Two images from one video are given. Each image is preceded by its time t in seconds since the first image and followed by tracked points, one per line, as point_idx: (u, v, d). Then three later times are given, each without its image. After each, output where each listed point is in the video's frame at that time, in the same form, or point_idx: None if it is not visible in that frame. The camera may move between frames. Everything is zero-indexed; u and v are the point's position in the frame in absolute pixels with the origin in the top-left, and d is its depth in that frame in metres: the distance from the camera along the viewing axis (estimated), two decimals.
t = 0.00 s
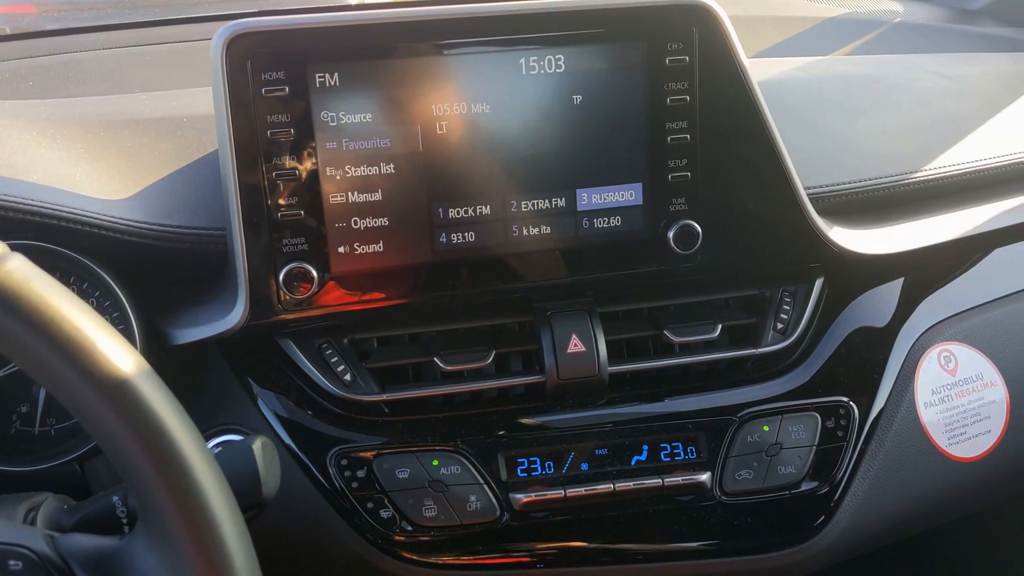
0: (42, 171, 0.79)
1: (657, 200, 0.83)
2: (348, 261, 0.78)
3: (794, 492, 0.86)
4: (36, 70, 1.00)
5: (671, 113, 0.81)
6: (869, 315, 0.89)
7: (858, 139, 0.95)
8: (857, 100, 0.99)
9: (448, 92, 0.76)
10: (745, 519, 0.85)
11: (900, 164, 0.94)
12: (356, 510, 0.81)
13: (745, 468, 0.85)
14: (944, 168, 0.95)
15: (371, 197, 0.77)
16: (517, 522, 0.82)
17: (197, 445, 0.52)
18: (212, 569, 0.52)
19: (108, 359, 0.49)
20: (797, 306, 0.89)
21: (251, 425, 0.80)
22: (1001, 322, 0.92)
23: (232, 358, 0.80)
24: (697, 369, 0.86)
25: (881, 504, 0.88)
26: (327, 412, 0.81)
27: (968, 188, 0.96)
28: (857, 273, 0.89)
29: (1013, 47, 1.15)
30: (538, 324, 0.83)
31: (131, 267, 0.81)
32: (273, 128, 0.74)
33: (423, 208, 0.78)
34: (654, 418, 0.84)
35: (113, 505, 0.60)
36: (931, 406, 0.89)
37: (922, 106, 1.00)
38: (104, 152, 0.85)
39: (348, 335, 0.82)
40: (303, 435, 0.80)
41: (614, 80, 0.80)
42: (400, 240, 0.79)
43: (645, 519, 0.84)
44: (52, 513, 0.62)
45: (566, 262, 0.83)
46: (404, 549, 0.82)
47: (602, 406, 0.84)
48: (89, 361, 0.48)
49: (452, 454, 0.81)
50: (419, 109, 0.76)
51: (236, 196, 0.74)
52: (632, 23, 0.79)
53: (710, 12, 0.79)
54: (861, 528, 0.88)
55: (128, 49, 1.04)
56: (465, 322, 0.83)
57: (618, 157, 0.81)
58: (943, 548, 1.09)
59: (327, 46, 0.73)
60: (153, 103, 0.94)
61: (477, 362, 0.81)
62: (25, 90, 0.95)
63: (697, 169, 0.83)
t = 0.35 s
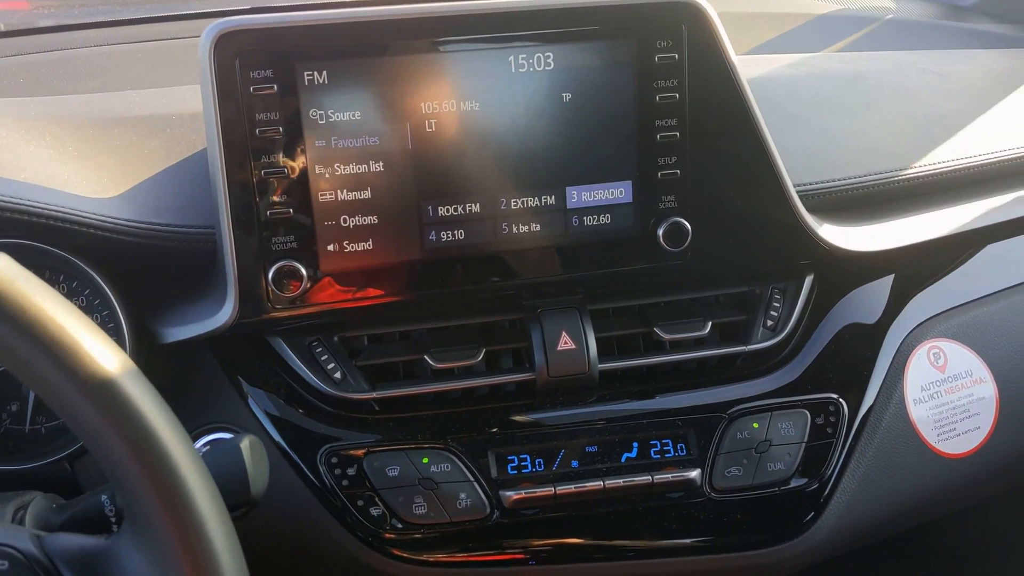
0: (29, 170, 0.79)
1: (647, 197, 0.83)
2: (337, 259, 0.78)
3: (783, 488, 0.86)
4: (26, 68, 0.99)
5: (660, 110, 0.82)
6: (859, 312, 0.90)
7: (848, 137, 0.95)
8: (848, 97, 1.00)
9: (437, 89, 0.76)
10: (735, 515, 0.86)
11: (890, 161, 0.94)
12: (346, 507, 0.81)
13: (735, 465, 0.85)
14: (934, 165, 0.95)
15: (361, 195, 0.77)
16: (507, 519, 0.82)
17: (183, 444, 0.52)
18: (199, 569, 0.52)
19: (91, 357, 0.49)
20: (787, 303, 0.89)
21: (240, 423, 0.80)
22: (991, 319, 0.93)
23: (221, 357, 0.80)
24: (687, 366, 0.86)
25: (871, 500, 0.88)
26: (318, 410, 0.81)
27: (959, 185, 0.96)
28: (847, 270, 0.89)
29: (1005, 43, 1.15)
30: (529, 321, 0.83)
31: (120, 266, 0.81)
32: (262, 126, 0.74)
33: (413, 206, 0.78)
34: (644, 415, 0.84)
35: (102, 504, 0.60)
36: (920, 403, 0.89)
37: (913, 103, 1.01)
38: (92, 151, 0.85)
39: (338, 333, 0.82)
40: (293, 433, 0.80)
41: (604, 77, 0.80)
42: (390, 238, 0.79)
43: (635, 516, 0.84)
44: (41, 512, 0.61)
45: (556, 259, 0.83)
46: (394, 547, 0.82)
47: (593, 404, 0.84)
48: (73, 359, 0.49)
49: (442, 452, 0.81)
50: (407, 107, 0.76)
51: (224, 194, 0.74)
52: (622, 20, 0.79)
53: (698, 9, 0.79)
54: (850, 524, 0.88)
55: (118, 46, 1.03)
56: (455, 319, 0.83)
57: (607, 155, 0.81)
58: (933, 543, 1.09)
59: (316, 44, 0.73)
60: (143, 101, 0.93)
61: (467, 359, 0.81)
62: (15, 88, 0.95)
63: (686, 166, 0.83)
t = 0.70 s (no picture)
0: (18, 166, 0.79)
1: (639, 193, 0.83)
2: (328, 255, 0.78)
3: (774, 483, 0.87)
4: (17, 63, 0.99)
5: (651, 106, 0.81)
6: (850, 307, 0.90)
7: (840, 132, 0.95)
8: (840, 93, 1.00)
9: (428, 85, 0.76)
10: (725, 510, 0.86)
11: (882, 156, 0.94)
12: (337, 503, 0.81)
13: (725, 460, 0.86)
14: (925, 161, 0.95)
15: (351, 191, 0.77)
16: (498, 515, 0.82)
17: (171, 442, 0.52)
18: (187, 567, 0.52)
19: (78, 355, 0.49)
20: (778, 299, 0.89)
21: (231, 420, 0.80)
22: (982, 314, 0.93)
23: (213, 353, 0.80)
24: (678, 362, 0.86)
25: (861, 495, 0.89)
26: (309, 406, 0.82)
27: (951, 180, 0.96)
28: (838, 265, 0.89)
29: (997, 37, 1.15)
30: (520, 317, 0.83)
31: (110, 263, 0.81)
32: (252, 122, 0.73)
33: (404, 202, 0.78)
34: (635, 411, 0.85)
35: (92, 501, 0.59)
36: (911, 398, 0.90)
37: (905, 99, 1.01)
38: (82, 147, 0.85)
39: (330, 330, 0.82)
40: (284, 430, 0.80)
41: (594, 73, 0.80)
42: (381, 234, 0.79)
43: (627, 512, 0.85)
44: (30, 509, 0.62)
45: (547, 255, 0.83)
46: (385, 542, 0.82)
47: (585, 399, 0.84)
48: (60, 357, 0.49)
49: (433, 448, 0.82)
50: (398, 103, 0.76)
51: (214, 190, 0.74)
52: (613, 15, 0.78)
53: (689, 5, 0.79)
54: (841, 518, 0.89)
55: (110, 41, 1.03)
56: (446, 315, 0.83)
57: (598, 152, 0.81)
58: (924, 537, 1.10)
59: (306, 40, 0.73)
60: (134, 97, 0.93)
61: (459, 355, 0.81)
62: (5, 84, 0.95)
63: (677, 162, 0.83)
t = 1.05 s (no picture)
0: (7, 160, 0.79)
1: (630, 186, 0.83)
2: (318, 248, 0.77)
3: (765, 476, 0.87)
4: (7, 56, 0.98)
5: (642, 99, 0.81)
6: (842, 300, 0.90)
7: (832, 125, 0.95)
8: (832, 85, 0.99)
9: (417, 78, 0.76)
10: (717, 503, 0.86)
11: (874, 149, 0.94)
12: (328, 497, 0.81)
13: (716, 453, 0.86)
14: (918, 153, 0.95)
15: (341, 184, 0.77)
16: (489, 508, 0.83)
17: (158, 437, 0.53)
18: (173, 562, 0.52)
19: (63, 349, 0.49)
20: (769, 292, 0.89)
21: (221, 414, 0.80)
22: (973, 307, 0.93)
23: (203, 347, 0.80)
24: (670, 355, 0.86)
25: (852, 488, 0.89)
26: (301, 399, 0.81)
27: (943, 172, 0.96)
28: (830, 258, 0.89)
29: (991, 30, 1.15)
30: (512, 310, 0.83)
31: (100, 256, 0.80)
32: (241, 115, 0.73)
33: (394, 195, 0.78)
34: (627, 404, 0.85)
35: (80, 495, 0.59)
36: (902, 390, 0.90)
37: (898, 92, 1.00)
38: (72, 140, 0.84)
39: (320, 323, 0.82)
40: (275, 423, 0.80)
41: (585, 66, 0.79)
42: (371, 228, 0.78)
43: (618, 505, 0.85)
44: (18, 504, 0.62)
45: (539, 248, 0.82)
46: (376, 536, 0.82)
47: (576, 392, 0.84)
48: (44, 351, 0.49)
49: (424, 441, 0.82)
50: (388, 96, 0.75)
51: (204, 184, 0.73)
52: (604, 7, 0.78)
53: None
54: (832, 510, 0.89)
55: (100, 34, 1.02)
56: (437, 309, 0.83)
57: (589, 145, 0.81)
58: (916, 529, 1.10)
59: (295, 33, 0.72)
60: (124, 90, 0.93)
61: (450, 349, 0.81)
62: None
63: (668, 155, 0.83)
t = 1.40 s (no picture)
0: None
1: (621, 178, 0.83)
2: (308, 240, 0.77)
3: (755, 467, 0.87)
4: None
5: (633, 90, 0.81)
6: (833, 292, 0.90)
7: (824, 116, 0.95)
8: (825, 77, 0.99)
9: (407, 69, 0.75)
10: (707, 494, 0.86)
11: (866, 140, 0.94)
12: (319, 489, 0.81)
13: (707, 445, 0.86)
14: (910, 145, 0.95)
15: (332, 175, 0.76)
16: (481, 499, 0.83)
17: (144, 428, 0.54)
18: (159, 550, 0.53)
19: (51, 342, 0.50)
20: (761, 284, 0.89)
21: (213, 406, 0.80)
22: (964, 299, 0.93)
23: (194, 339, 0.80)
24: (661, 346, 0.86)
25: (843, 479, 0.89)
26: (292, 391, 0.81)
27: (935, 164, 0.96)
28: (821, 250, 0.89)
29: (985, 22, 1.15)
30: (503, 303, 0.83)
31: (91, 248, 0.80)
32: (230, 107, 0.73)
33: (384, 187, 0.78)
34: (618, 395, 0.85)
35: (70, 487, 0.61)
36: (893, 382, 0.90)
37: (890, 83, 1.00)
38: (61, 132, 0.84)
39: (312, 315, 0.81)
40: (266, 416, 0.80)
41: (576, 58, 0.79)
42: (362, 219, 0.78)
43: (609, 496, 0.85)
44: (7, 496, 0.61)
45: (530, 240, 0.82)
46: (368, 528, 0.82)
47: (569, 384, 0.84)
48: (32, 344, 0.50)
49: (416, 434, 0.81)
50: (378, 88, 0.75)
51: (193, 176, 0.73)
52: None
53: None
54: (822, 501, 0.89)
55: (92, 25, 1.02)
56: (429, 301, 0.83)
57: (581, 137, 0.81)
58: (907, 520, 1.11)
59: (284, 24, 0.72)
60: (115, 81, 0.92)
61: (442, 341, 0.81)
62: None
63: (659, 147, 0.83)
